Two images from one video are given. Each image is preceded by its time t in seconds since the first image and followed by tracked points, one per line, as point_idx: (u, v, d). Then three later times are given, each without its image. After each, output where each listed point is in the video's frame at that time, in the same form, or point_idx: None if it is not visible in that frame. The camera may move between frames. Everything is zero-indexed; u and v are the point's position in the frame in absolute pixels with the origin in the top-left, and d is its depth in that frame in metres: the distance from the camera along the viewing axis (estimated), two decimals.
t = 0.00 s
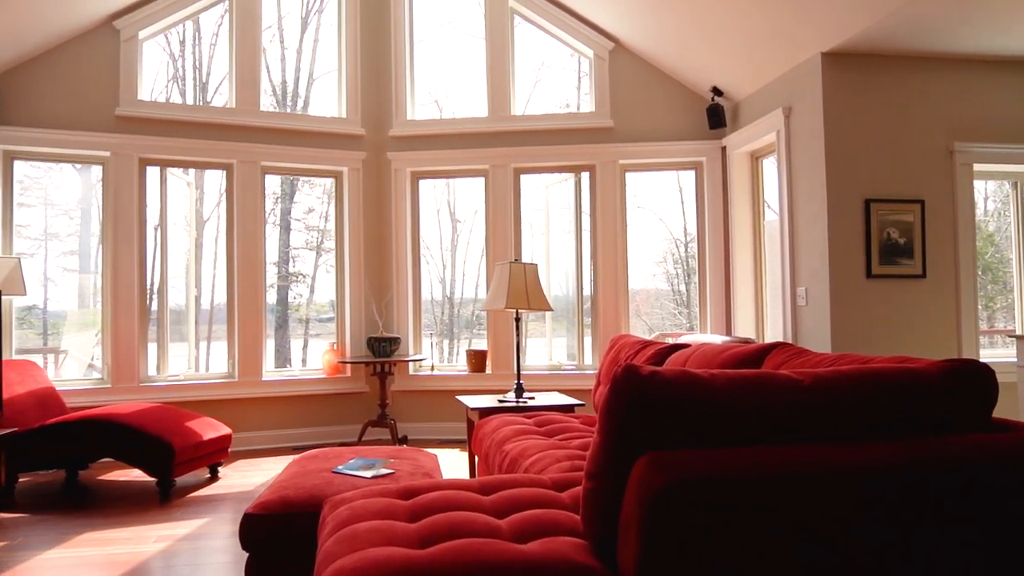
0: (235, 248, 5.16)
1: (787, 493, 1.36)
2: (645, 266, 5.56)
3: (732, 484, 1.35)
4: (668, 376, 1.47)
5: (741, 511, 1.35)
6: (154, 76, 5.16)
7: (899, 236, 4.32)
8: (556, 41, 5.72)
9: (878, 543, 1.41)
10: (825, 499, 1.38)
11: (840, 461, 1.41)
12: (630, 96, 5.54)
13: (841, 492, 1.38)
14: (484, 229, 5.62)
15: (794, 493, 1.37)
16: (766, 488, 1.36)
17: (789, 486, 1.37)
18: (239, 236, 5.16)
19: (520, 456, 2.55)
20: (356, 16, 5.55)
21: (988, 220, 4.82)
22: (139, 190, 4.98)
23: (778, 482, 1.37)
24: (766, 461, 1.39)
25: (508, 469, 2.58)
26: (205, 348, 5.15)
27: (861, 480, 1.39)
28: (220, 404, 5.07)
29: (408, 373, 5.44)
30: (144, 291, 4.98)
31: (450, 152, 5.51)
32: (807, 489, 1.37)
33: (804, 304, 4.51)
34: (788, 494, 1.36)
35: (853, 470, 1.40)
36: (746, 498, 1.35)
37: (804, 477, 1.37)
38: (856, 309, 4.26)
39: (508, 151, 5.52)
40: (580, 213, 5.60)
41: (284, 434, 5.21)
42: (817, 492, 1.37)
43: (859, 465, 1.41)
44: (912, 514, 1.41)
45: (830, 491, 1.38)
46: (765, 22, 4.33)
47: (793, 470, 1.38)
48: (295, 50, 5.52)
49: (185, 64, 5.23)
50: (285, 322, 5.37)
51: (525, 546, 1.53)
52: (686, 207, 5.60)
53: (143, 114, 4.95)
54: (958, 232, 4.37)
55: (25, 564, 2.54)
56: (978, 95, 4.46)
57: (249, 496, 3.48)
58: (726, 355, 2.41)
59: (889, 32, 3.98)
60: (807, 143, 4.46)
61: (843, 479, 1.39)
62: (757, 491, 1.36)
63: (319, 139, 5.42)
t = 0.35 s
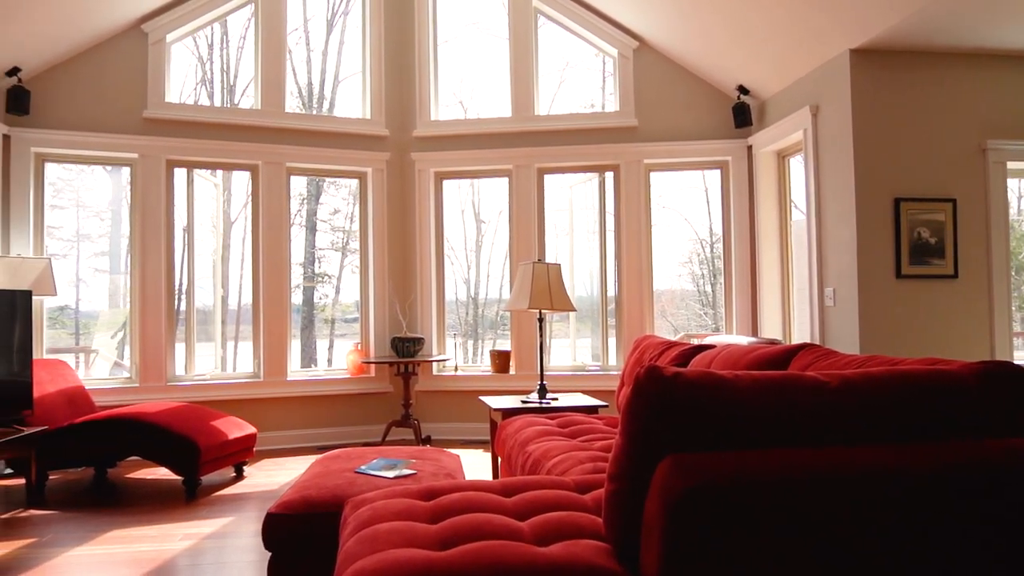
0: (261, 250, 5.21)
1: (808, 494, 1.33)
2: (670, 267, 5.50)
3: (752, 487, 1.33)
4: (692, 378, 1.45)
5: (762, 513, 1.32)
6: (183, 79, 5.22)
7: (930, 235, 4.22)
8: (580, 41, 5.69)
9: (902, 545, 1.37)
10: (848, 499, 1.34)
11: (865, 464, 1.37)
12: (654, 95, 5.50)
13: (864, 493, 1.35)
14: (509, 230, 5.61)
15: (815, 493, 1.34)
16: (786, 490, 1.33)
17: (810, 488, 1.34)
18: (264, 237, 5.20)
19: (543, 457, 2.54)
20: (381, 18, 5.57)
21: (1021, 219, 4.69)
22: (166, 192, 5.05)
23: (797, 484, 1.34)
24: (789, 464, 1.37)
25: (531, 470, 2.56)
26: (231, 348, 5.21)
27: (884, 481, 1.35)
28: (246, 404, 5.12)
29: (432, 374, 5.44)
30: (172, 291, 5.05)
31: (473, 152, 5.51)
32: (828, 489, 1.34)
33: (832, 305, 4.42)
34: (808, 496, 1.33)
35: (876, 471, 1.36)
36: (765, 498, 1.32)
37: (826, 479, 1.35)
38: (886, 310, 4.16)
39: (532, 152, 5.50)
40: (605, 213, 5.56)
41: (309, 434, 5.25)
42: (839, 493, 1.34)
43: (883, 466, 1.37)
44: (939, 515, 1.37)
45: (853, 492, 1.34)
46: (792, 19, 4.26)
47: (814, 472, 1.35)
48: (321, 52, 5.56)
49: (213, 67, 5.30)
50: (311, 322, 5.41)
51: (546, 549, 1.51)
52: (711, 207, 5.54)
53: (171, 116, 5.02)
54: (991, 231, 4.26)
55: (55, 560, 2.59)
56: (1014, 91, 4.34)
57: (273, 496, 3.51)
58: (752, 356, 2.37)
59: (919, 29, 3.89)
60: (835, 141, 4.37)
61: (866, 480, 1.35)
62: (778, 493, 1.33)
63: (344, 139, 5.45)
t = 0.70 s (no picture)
0: (286, 250, 5.26)
1: (816, 495, 1.32)
2: (694, 267, 5.44)
3: (761, 489, 1.31)
4: (716, 379, 1.43)
5: (771, 516, 1.31)
6: (210, 83, 5.29)
7: (961, 235, 4.11)
8: (604, 40, 5.66)
9: (912, 547, 1.34)
10: (854, 499, 1.32)
11: (875, 465, 1.36)
12: (678, 94, 5.44)
13: (873, 493, 1.33)
14: (532, 230, 5.59)
15: (822, 493, 1.32)
16: (795, 492, 1.32)
17: (818, 488, 1.32)
18: (289, 237, 5.25)
19: (565, 458, 2.52)
20: (404, 19, 5.59)
21: None
22: (193, 193, 5.11)
23: (805, 486, 1.32)
24: (798, 466, 1.35)
25: (553, 472, 2.54)
26: (257, 348, 5.26)
27: (893, 481, 1.33)
28: (271, 403, 5.16)
29: (455, 374, 5.45)
30: (198, 291, 5.11)
31: (496, 153, 5.50)
32: (835, 490, 1.33)
33: (860, 305, 4.34)
34: (818, 497, 1.32)
35: (883, 472, 1.35)
36: (773, 498, 1.31)
37: (833, 480, 1.33)
38: (917, 311, 4.07)
39: (556, 152, 5.47)
40: (629, 213, 5.51)
41: (333, 433, 5.28)
42: (847, 494, 1.32)
43: (892, 467, 1.36)
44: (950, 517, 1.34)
45: (861, 492, 1.33)
46: (818, 15, 4.18)
47: (822, 474, 1.34)
48: (345, 54, 5.59)
49: (239, 70, 5.35)
50: (336, 322, 5.44)
51: (567, 553, 1.49)
52: (737, 206, 5.47)
53: (199, 118, 5.09)
54: None
55: (83, 557, 2.63)
56: None
57: (297, 495, 3.53)
58: (777, 357, 2.33)
59: (951, 24, 3.79)
60: (863, 139, 4.28)
61: (874, 480, 1.34)
62: (785, 494, 1.31)
63: (368, 140, 5.47)
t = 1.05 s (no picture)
0: (310, 251, 5.30)
1: (818, 495, 1.30)
2: (718, 267, 5.38)
3: (766, 489, 1.31)
4: (743, 380, 1.42)
5: (781, 517, 1.30)
6: (236, 85, 5.35)
7: (992, 233, 4.02)
8: (627, 39, 5.62)
9: (915, 552, 1.30)
10: (856, 499, 1.30)
11: (880, 467, 1.34)
12: (702, 92, 5.39)
13: (875, 493, 1.31)
14: (555, 230, 5.57)
15: (823, 493, 1.31)
16: (798, 492, 1.30)
17: (820, 488, 1.31)
18: (313, 238, 5.29)
19: (587, 459, 2.50)
20: (427, 20, 5.60)
21: None
22: (218, 195, 5.17)
23: (808, 486, 1.31)
24: (808, 469, 1.34)
25: (576, 472, 2.52)
26: (281, 347, 5.30)
27: (895, 480, 1.31)
28: (295, 403, 5.20)
29: (478, 374, 5.45)
30: (224, 291, 5.17)
31: (518, 153, 5.49)
32: (838, 489, 1.31)
33: (887, 306, 4.25)
34: (819, 497, 1.30)
35: (887, 471, 1.33)
36: (782, 498, 1.30)
37: (835, 479, 1.32)
38: (948, 313, 3.97)
39: (578, 151, 5.45)
40: (652, 213, 5.47)
41: (356, 433, 5.31)
42: (849, 494, 1.31)
43: (896, 468, 1.34)
44: (952, 525, 1.30)
45: (863, 491, 1.31)
46: (845, 12, 4.10)
47: (827, 475, 1.33)
48: (369, 55, 5.62)
49: (265, 72, 5.41)
50: (360, 322, 5.47)
51: (589, 556, 1.48)
52: (762, 206, 5.39)
53: (225, 120, 5.15)
54: None
55: (110, 554, 2.67)
56: None
57: (320, 494, 3.56)
58: (803, 358, 2.29)
59: (982, 18, 3.70)
60: (891, 137, 4.20)
61: (875, 480, 1.32)
62: (788, 493, 1.30)
63: (391, 141, 5.49)
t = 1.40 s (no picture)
0: (333, 251, 5.33)
1: (837, 495, 1.30)
2: (742, 267, 5.32)
3: (788, 490, 1.30)
4: (767, 379, 1.41)
5: (803, 518, 1.29)
6: (261, 87, 5.40)
7: None
8: (650, 38, 5.57)
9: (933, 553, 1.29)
10: (874, 499, 1.29)
11: (901, 468, 1.33)
12: (726, 91, 5.33)
13: (894, 493, 1.29)
14: (578, 230, 5.54)
15: (842, 493, 1.30)
16: (818, 492, 1.30)
17: (841, 488, 1.30)
18: (336, 239, 5.32)
19: (609, 460, 2.48)
20: (449, 21, 5.61)
21: None
22: (243, 195, 5.23)
23: (827, 485, 1.30)
24: (830, 469, 1.33)
25: (599, 473, 2.50)
26: (305, 346, 5.35)
27: (914, 481, 1.30)
28: (318, 402, 5.24)
29: (500, 374, 5.44)
30: (249, 291, 5.22)
31: (540, 152, 5.47)
32: (857, 489, 1.30)
33: (915, 306, 4.16)
34: (838, 497, 1.30)
35: (908, 472, 1.32)
36: (803, 497, 1.29)
37: (854, 480, 1.31)
38: (978, 313, 3.88)
39: (601, 150, 5.41)
40: (675, 212, 5.42)
41: (379, 432, 5.33)
42: (867, 494, 1.30)
43: (917, 469, 1.32)
44: (965, 526, 1.29)
45: (883, 492, 1.30)
46: (872, 7, 4.02)
47: (847, 476, 1.32)
48: (392, 56, 5.64)
49: (289, 74, 5.45)
50: (383, 322, 5.50)
51: (612, 557, 1.46)
52: (787, 205, 5.32)
53: (250, 121, 5.20)
54: None
55: (135, 550, 2.71)
56: None
57: (343, 493, 3.58)
58: (831, 358, 2.24)
59: (1014, 13, 3.60)
60: (918, 135, 4.11)
61: (893, 480, 1.31)
62: (808, 493, 1.30)
63: (413, 141, 5.51)
